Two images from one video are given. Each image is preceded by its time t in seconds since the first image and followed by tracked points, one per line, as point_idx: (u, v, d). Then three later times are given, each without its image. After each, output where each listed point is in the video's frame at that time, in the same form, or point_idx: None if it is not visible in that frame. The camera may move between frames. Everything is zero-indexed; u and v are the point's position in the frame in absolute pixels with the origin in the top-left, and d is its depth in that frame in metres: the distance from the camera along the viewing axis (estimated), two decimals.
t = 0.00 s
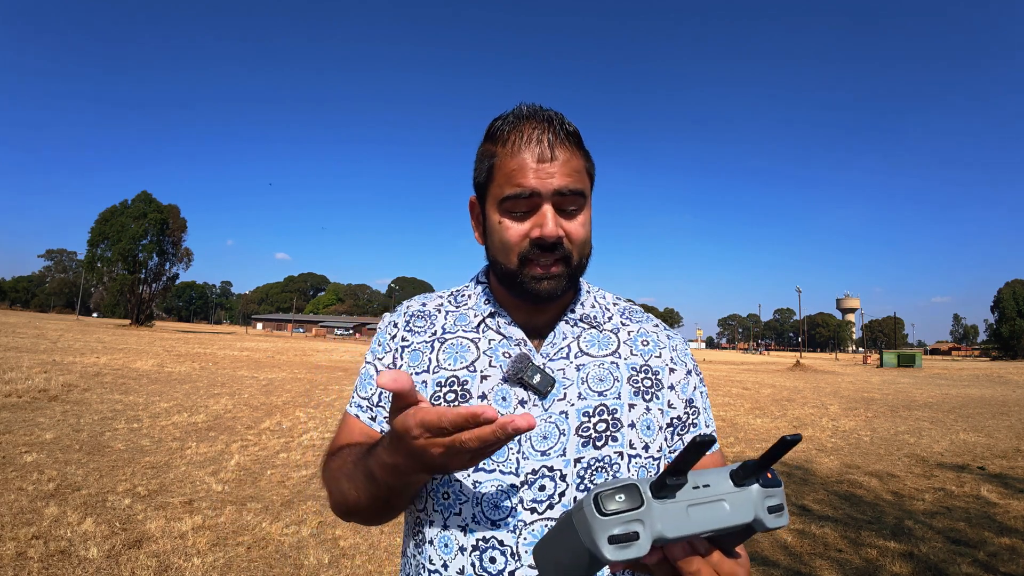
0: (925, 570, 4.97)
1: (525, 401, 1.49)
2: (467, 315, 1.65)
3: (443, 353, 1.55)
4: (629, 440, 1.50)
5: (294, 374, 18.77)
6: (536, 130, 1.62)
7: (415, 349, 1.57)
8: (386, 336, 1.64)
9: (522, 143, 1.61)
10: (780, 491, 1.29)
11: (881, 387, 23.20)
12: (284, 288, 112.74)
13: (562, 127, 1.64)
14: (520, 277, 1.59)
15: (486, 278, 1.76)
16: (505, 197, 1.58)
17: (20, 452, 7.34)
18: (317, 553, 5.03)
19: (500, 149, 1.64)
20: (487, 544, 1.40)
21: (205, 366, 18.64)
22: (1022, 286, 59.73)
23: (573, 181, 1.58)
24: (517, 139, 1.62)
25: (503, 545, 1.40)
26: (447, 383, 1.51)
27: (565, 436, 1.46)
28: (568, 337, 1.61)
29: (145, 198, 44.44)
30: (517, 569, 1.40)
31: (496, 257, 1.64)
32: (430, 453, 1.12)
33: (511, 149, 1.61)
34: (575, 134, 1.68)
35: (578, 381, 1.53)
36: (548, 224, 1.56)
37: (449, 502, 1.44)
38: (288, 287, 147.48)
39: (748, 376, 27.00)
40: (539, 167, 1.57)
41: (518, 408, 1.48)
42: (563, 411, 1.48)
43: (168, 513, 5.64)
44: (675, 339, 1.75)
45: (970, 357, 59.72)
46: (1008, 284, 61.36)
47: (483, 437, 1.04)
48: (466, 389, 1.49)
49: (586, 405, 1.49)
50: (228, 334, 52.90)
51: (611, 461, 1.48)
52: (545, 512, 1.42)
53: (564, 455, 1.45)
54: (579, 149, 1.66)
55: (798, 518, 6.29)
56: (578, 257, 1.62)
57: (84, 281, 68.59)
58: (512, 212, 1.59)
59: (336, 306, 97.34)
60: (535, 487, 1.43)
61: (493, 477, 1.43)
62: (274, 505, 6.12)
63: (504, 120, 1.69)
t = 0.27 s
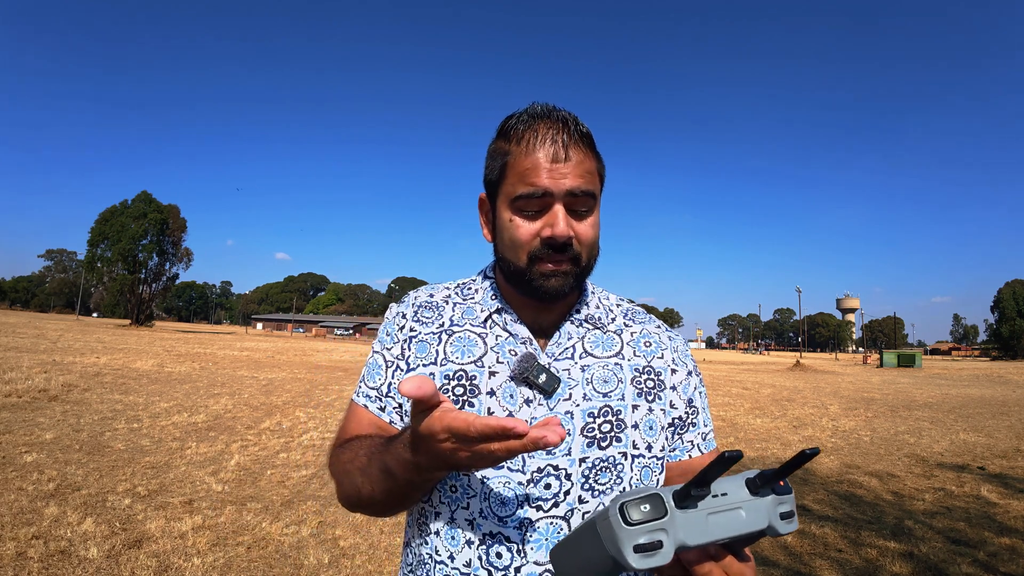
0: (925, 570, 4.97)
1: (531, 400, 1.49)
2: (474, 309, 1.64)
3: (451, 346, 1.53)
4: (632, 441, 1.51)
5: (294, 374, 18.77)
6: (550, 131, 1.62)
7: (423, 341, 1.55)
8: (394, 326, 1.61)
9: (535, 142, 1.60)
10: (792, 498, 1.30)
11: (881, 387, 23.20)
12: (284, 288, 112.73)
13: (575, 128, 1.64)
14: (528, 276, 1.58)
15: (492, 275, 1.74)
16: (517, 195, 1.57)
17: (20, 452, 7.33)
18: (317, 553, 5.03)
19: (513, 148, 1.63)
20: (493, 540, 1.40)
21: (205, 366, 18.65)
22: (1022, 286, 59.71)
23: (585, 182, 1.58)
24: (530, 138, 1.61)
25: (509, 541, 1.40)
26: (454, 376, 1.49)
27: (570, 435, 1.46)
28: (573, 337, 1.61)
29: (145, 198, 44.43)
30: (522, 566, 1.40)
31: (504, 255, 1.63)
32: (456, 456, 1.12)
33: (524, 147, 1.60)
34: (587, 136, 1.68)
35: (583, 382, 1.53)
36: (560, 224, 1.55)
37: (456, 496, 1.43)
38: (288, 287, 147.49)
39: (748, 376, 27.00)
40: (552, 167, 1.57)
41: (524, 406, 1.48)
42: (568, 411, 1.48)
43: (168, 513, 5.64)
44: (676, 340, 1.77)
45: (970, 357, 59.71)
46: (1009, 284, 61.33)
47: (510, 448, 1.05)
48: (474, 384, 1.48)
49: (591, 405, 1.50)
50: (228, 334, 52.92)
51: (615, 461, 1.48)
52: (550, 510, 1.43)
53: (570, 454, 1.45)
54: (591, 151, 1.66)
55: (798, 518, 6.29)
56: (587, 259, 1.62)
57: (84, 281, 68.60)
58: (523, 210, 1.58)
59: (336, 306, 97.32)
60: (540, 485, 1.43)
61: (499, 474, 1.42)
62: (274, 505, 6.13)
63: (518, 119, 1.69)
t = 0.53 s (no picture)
0: (925, 570, 4.97)
1: (540, 398, 1.47)
2: (481, 306, 1.62)
3: (458, 344, 1.51)
4: (639, 442, 1.51)
5: (294, 374, 18.79)
6: (552, 124, 1.62)
7: (428, 338, 1.53)
8: (398, 324, 1.60)
9: (538, 136, 1.60)
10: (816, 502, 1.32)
11: (881, 387, 23.20)
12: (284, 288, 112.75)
13: (578, 122, 1.64)
14: (533, 267, 1.57)
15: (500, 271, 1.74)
16: (519, 187, 1.58)
17: (20, 452, 7.33)
18: (317, 553, 5.03)
19: (517, 142, 1.64)
20: (499, 537, 1.40)
21: (205, 366, 18.66)
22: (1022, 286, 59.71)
23: (587, 173, 1.58)
24: (533, 132, 1.62)
25: (515, 539, 1.40)
26: (460, 375, 1.47)
27: (577, 435, 1.45)
28: (581, 337, 1.61)
29: (145, 198, 44.44)
30: (528, 564, 1.40)
31: (509, 247, 1.63)
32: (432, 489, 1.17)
33: (527, 141, 1.61)
34: (590, 130, 1.68)
35: (592, 382, 1.52)
36: (562, 214, 1.55)
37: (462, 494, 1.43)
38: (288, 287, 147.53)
39: (748, 376, 27.02)
40: (554, 159, 1.57)
41: (532, 404, 1.46)
42: (577, 410, 1.47)
43: (168, 513, 5.64)
44: (682, 342, 1.77)
45: (970, 357, 59.73)
46: (1009, 284, 61.32)
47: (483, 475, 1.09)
48: (480, 382, 1.46)
49: (599, 405, 1.49)
50: (229, 334, 52.96)
51: (622, 462, 1.48)
52: (557, 508, 1.42)
53: (577, 454, 1.44)
54: (594, 144, 1.66)
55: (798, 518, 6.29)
56: (591, 251, 1.61)
57: (84, 281, 68.64)
58: (526, 202, 1.58)
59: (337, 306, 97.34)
60: (547, 483, 1.42)
61: (505, 472, 1.41)
62: (274, 505, 6.13)
63: (522, 115, 1.70)
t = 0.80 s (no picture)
0: (925, 570, 4.97)
1: (552, 405, 1.46)
2: (493, 313, 1.61)
3: (470, 353, 1.51)
4: (650, 453, 1.50)
5: (294, 374, 18.79)
6: (559, 122, 1.63)
7: (440, 348, 1.53)
8: (408, 335, 1.60)
9: (543, 133, 1.61)
10: None
11: (881, 387, 23.20)
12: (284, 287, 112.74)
13: (585, 120, 1.64)
14: (533, 264, 1.58)
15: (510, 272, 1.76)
16: (523, 184, 1.59)
17: (20, 452, 7.33)
18: (316, 553, 5.03)
19: (524, 139, 1.65)
20: (505, 543, 1.40)
21: (205, 366, 18.66)
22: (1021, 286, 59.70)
23: (590, 171, 1.58)
24: (539, 130, 1.63)
25: (521, 544, 1.40)
26: (472, 383, 1.46)
27: (589, 443, 1.44)
28: (597, 343, 1.59)
29: (145, 198, 44.44)
30: (533, 569, 1.39)
31: (513, 244, 1.65)
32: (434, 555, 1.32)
33: (533, 139, 1.62)
34: (598, 129, 1.67)
35: (606, 390, 1.50)
36: (563, 212, 1.56)
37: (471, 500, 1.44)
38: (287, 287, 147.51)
39: (748, 376, 27.02)
40: (558, 156, 1.58)
41: (544, 410, 1.45)
42: (589, 418, 1.46)
43: (168, 513, 5.64)
44: (699, 353, 1.75)
45: (970, 356, 59.73)
46: (1009, 283, 61.30)
47: None
48: (491, 390, 1.45)
49: (612, 414, 1.47)
50: (228, 335, 52.95)
51: (633, 472, 1.47)
52: (564, 515, 1.41)
53: (588, 462, 1.43)
54: (601, 143, 1.65)
55: (798, 518, 6.29)
56: (595, 248, 1.60)
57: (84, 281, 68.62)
58: (529, 199, 1.60)
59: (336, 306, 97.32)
60: (556, 490, 1.41)
61: (514, 478, 1.41)
62: (274, 505, 6.13)
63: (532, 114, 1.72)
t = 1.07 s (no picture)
0: (925, 570, 4.97)
1: (575, 410, 1.44)
2: (518, 316, 1.60)
3: (494, 357, 1.49)
4: (676, 461, 1.47)
5: (294, 373, 18.80)
6: (617, 123, 1.60)
7: (464, 351, 1.53)
8: (433, 338, 1.61)
9: (602, 133, 1.58)
10: None
11: (881, 387, 23.19)
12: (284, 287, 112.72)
13: (640, 124, 1.63)
14: (586, 268, 1.55)
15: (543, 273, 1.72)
16: (580, 184, 1.56)
17: (20, 452, 7.34)
18: (317, 553, 5.03)
19: (578, 137, 1.61)
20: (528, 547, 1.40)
21: (205, 366, 18.67)
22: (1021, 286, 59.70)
23: (648, 177, 1.58)
24: (597, 129, 1.59)
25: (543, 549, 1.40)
26: (495, 388, 1.45)
27: (612, 450, 1.42)
28: (621, 347, 1.57)
29: (145, 198, 44.44)
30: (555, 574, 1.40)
31: (560, 244, 1.61)
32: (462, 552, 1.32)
33: (590, 137, 1.58)
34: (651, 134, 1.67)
35: (630, 396, 1.48)
36: (623, 216, 1.54)
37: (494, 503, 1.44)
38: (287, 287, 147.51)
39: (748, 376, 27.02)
40: (618, 158, 1.55)
41: (567, 416, 1.43)
42: (613, 425, 1.44)
43: (168, 513, 5.64)
44: (730, 357, 1.69)
45: (970, 356, 59.73)
46: (1009, 284, 61.28)
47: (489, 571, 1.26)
48: (514, 396, 1.44)
49: (636, 421, 1.45)
50: (228, 335, 52.96)
51: (656, 480, 1.44)
52: (587, 522, 1.40)
53: (610, 469, 1.41)
54: (654, 149, 1.65)
55: (798, 518, 6.29)
56: (645, 255, 1.61)
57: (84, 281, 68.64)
58: (585, 200, 1.56)
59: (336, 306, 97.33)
60: (578, 496, 1.40)
61: (536, 483, 1.40)
62: (274, 505, 6.13)
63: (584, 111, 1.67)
